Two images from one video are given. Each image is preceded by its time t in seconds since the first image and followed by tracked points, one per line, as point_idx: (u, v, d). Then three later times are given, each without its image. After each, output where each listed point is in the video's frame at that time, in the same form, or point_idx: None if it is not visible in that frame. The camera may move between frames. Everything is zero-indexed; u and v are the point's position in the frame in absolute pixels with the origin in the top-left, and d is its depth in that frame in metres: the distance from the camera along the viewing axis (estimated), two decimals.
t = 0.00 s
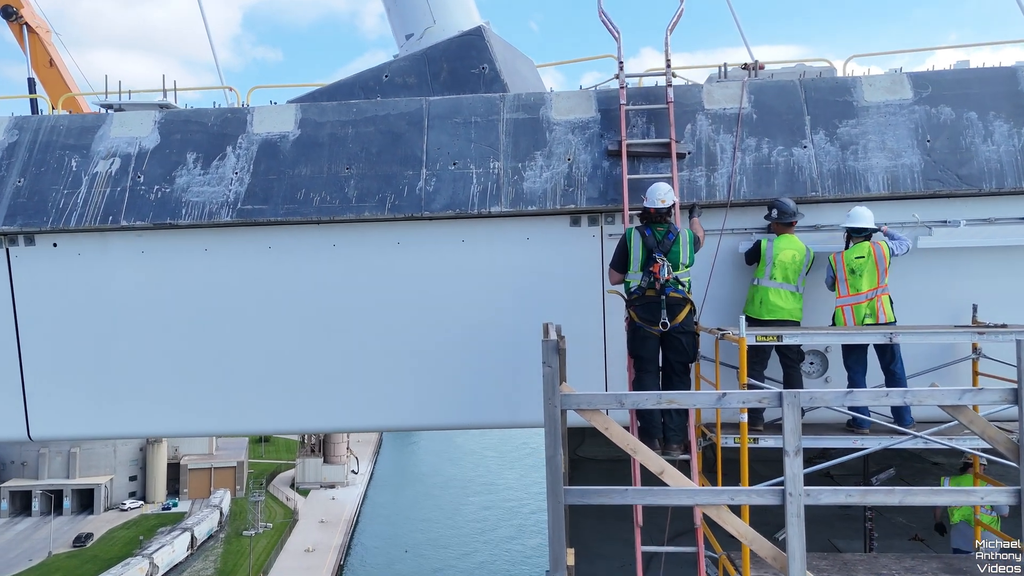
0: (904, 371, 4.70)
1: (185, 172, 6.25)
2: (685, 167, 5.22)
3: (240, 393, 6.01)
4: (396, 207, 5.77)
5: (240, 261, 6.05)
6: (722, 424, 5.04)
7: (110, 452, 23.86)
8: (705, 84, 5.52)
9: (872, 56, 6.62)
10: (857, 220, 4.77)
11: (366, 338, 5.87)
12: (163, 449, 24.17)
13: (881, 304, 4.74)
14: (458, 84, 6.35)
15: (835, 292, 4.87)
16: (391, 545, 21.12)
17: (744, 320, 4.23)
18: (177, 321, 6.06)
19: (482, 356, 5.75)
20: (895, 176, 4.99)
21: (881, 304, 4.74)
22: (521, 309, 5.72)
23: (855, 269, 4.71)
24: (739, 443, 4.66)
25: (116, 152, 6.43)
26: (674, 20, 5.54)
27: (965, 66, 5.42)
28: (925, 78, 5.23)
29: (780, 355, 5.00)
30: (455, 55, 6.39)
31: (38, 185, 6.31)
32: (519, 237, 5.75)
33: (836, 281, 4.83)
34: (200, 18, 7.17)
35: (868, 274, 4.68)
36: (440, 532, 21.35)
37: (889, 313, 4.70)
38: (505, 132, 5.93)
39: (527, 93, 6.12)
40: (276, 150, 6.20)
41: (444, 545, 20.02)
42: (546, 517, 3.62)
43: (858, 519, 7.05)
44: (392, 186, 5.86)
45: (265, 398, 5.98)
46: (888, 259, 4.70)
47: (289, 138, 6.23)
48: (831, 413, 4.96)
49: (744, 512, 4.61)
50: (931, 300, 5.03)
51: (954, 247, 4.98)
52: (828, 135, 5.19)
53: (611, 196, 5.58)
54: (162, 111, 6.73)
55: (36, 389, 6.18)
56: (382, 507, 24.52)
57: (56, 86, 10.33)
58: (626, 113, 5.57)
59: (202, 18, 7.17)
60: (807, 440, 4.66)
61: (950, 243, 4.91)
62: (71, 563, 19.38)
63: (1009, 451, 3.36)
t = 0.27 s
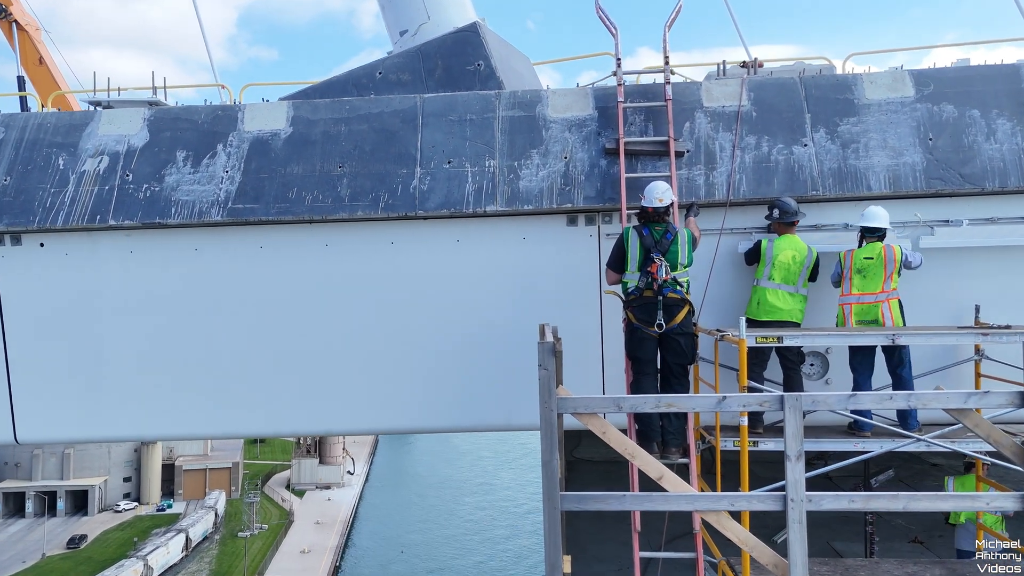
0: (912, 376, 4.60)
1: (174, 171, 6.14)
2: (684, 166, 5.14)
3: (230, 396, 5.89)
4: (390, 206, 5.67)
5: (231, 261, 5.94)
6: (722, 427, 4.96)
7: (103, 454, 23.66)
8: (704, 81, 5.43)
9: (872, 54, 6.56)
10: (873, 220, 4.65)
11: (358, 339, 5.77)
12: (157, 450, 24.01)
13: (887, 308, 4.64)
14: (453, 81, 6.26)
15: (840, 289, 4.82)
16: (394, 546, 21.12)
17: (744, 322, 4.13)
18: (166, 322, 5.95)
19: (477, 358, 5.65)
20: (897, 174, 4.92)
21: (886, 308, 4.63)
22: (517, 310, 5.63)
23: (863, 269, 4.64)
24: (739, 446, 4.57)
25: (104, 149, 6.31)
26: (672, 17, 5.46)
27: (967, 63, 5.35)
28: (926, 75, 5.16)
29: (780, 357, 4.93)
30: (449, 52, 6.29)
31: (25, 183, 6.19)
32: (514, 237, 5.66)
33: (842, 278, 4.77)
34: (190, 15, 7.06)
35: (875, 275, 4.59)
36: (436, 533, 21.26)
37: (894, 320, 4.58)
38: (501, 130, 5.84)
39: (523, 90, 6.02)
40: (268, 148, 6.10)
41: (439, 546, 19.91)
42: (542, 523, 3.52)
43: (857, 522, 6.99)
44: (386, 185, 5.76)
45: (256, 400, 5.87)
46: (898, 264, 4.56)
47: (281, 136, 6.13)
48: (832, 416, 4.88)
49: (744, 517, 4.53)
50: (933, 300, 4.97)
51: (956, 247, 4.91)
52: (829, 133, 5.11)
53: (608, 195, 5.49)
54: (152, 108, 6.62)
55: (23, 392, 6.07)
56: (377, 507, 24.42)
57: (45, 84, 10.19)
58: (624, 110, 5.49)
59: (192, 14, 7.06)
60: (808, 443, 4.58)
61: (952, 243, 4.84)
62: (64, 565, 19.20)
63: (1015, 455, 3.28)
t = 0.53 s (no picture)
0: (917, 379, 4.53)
1: (163, 169, 6.04)
2: (680, 165, 5.08)
3: (220, 398, 5.79)
4: (382, 205, 5.59)
5: (221, 261, 5.85)
6: (719, 429, 4.89)
7: (95, 455, 23.47)
8: (700, 79, 5.37)
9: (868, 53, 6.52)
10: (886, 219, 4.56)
11: (350, 340, 5.68)
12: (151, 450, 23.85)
13: (900, 310, 4.55)
14: (446, 79, 6.17)
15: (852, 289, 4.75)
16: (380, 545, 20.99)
17: (741, 324, 4.06)
18: (154, 323, 5.85)
19: (471, 359, 5.57)
20: (895, 173, 4.87)
21: (899, 309, 4.54)
22: (511, 311, 5.55)
23: (874, 269, 4.56)
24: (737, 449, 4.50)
25: (91, 148, 6.21)
26: (668, 14, 5.40)
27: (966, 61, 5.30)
28: (925, 73, 5.11)
29: (778, 358, 4.87)
30: (443, 49, 6.21)
31: (10, 182, 6.08)
32: (509, 236, 5.58)
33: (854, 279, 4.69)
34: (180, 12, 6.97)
35: (887, 276, 4.52)
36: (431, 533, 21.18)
37: (908, 321, 4.51)
38: (495, 128, 5.76)
39: (517, 88, 5.95)
40: (258, 147, 6.01)
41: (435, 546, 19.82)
42: (537, 529, 3.44)
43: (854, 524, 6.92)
44: (378, 184, 5.68)
45: (245, 403, 5.77)
46: (911, 265, 4.50)
47: (271, 134, 6.04)
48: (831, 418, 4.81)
49: (741, 521, 4.46)
50: (932, 301, 4.91)
51: (955, 247, 4.85)
52: (827, 132, 5.06)
53: (603, 194, 5.42)
54: (141, 106, 6.52)
55: (8, 395, 5.96)
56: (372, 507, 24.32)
57: (34, 83, 10.07)
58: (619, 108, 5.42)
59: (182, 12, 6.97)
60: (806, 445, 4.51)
61: (951, 243, 4.79)
62: (56, 566, 19.02)
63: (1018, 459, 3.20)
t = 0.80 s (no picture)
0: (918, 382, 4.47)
1: (150, 168, 5.94)
2: (675, 165, 5.02)
3: (208, 401, 5.69)
4: (373, 205, 5.51)
5: (209, 262, 5.75)
6: (714, 432, 4.83)
7: (86, 456, 23.25)
8: (695, 78, 5.32)
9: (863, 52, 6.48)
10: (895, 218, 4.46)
11: (340, 342, 5.60)
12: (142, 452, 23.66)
13: (908, 312, 4.46)
14: (438, 77, 6.09)
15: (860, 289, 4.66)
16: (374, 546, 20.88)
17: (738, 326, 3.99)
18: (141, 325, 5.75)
19: (463, 361, 5.50)
20: (892, 173, 4.83)
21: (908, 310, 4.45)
22: (504, 312, 5.47)
23: (882, 269, 4.48)
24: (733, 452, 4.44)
25: (77, 146, 6.10)
26: (663, 12, 5.34)
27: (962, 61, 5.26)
28: (922, 73, 5.07)
29: (774, 360, 4.81)
30: (435, 47, 6.14)
31: None
32: (502, 237, 5.51)
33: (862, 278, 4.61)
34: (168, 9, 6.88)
35: (896, 276, 4.43)
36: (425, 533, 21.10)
37: (916, 323, 4.41)
38: (488, 127, 5.68)
39: (510, 87, 5.87)
40: (247, 145, 5.92)
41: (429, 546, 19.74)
42: (530, 536, 3.37)
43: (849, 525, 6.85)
44: (369, 184, 5.59)
45: (234, 406, 5.67)
46: (920, 266, 4.42)
47: (261, 132, 5.94)
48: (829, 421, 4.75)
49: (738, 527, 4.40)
50: (929, 303, 4.87)
51: (951, 248, 4.81)
52: (823, 132, 5.01)
53: (598, 194, 5.36)
54: (127, 104, 6.41)
55: None
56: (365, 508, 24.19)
57: (21, 82, 9.94)
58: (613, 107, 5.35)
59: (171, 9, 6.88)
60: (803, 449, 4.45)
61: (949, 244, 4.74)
62: (46, 568, 18.82)
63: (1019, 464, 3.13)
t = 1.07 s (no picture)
0: (916, 385, 4.42)
1: (136, 167, 5.84)
2: (670, 164, 4.97)
3: (195, 404, 5.59)
4: (363, 204, 5.43)
5: (197, 262, 5.65)
6: (709, 435, 4.78)
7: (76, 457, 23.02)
8: (690, 77, 5.26)
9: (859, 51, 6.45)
10: (897, 217, 4.41)
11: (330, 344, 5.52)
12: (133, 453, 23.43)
13: (909, 313, 4.40)
14: (430, 75, 6.01)
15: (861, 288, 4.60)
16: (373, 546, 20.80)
17: (733, 328, 3.93)
18: (127, 327, 5.64)
19: (455, 363, 5.42)
20: (888, 173, 4.79)
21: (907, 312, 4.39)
22: (497, 314, 5.40)
23: (884, 269, 4.42)
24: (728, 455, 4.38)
25: (62, 144, 5.99)
26: (658, 10, 5.28)
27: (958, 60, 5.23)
28: (918, 72, 5.03)
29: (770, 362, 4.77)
30: (427, 44, 6.06)
31: None
32: (494, 237, 5.44)
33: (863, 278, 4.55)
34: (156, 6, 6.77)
35: (898, 277, 4.37)
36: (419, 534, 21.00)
37: (917, 324, 4.35)
38: (480, 126, 5.60)
39: (503, 85, 5.80)
40: (235, 144, 5.82)
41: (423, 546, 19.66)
42: (523, 543, 3.30)
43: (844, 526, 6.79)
44: (360, 183, 5.51)
45: (222, 409, 5.58)
46: (923, 269, 4.35)
47: (249, 131, 5.85)
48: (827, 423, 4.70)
49: (734, 534, 4.33)
50: (925, 304, 4.82)
51: (947, 248, 4.78)
52: (819, 131, 4.97)
53: (591, 194, 5.30)
54: (113, 102, 6.30)
55: None
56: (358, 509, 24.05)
57: (5, 79, 9.79)
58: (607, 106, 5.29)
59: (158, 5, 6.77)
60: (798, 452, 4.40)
61: (945, 244, 4.70)
62: (36, 570, 18.60)
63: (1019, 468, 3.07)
